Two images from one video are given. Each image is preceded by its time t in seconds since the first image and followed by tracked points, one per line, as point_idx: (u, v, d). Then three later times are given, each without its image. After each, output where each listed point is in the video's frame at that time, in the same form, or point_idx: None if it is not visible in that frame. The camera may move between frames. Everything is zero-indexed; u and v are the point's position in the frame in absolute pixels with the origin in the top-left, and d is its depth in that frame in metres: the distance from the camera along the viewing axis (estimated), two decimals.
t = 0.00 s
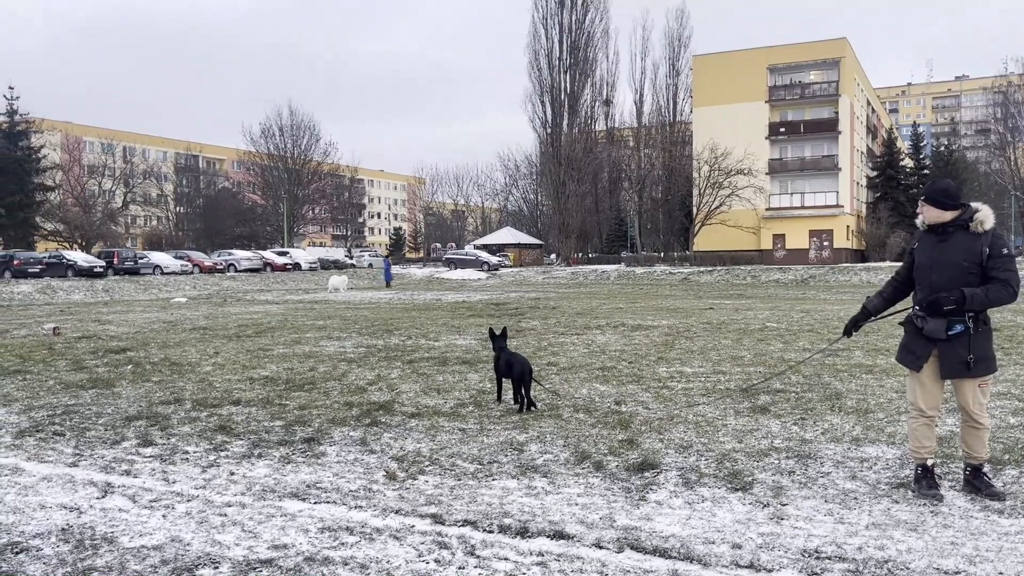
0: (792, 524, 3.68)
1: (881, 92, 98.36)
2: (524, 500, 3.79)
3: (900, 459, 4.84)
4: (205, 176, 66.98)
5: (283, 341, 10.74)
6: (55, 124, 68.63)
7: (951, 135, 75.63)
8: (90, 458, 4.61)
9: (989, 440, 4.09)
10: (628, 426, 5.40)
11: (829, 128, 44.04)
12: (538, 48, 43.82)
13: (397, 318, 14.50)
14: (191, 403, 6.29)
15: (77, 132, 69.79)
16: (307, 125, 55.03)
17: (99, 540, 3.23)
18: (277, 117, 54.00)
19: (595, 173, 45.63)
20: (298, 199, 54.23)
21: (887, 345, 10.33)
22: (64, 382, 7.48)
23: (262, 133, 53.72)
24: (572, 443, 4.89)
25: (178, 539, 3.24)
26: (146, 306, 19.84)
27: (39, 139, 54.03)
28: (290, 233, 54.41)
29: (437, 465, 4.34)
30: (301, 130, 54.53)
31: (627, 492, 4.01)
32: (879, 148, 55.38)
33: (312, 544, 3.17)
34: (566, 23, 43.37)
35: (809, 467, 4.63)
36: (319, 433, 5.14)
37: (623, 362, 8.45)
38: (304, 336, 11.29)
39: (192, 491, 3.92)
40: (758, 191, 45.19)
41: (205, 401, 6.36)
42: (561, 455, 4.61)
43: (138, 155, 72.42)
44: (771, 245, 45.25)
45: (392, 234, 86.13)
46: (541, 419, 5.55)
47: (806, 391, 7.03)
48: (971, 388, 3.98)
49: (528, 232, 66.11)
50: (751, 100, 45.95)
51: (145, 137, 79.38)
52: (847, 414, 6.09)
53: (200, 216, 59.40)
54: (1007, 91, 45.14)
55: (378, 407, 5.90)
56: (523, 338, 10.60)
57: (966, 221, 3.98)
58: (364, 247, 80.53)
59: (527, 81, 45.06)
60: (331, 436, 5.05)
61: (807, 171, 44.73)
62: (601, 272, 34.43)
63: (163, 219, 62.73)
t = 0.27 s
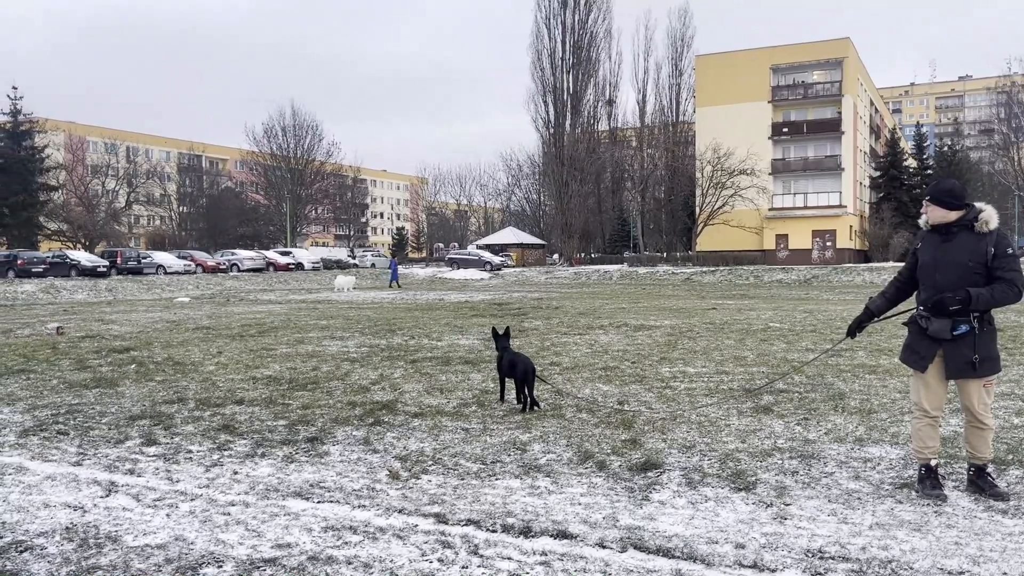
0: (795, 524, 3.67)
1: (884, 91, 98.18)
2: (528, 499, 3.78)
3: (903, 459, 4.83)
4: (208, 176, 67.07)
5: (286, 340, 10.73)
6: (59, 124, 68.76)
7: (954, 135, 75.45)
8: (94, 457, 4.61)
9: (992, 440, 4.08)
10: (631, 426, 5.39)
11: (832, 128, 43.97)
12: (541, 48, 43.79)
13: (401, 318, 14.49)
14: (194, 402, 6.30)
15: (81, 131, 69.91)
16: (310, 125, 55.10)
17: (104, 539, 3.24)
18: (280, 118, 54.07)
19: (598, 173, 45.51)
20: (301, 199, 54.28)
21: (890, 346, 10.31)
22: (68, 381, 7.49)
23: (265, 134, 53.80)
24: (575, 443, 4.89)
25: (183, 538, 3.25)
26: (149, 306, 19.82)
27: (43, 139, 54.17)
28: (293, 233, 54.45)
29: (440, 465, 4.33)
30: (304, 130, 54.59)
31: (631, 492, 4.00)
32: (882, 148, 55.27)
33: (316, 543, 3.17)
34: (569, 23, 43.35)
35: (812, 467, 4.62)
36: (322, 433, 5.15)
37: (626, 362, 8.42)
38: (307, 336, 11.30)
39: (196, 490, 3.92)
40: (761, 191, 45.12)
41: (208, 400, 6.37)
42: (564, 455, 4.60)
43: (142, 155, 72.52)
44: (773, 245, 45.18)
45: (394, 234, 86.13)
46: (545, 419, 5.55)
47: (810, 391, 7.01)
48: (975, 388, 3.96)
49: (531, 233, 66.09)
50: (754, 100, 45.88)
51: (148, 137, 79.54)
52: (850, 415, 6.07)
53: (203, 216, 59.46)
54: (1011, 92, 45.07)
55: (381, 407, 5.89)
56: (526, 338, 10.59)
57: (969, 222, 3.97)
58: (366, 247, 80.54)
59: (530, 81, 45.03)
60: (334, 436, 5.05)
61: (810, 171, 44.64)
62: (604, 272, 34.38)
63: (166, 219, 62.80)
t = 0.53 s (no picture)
0: (797, 525, 3.67)
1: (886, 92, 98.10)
2: (529, 500, 3.78)
3: (904, 459, 4.83)
4: (210, 176, 67.11)
5: (288, 340, 10.73)
6: (61, 124, 68.83)
7: (956, 135, 75.30)
8: (96, 457, 4.62)
9: (996, 441, 4.07)
10: (633, 426, 5.39)
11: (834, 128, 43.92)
12: (542, 48, 43.81)
13: (402, 318, 14.48)
14: (196, 402, 6.30)
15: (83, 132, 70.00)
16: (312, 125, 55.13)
17: (107, 538, 3.24)
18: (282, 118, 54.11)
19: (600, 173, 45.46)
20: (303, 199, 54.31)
21: (892, 347, 10.29)
22: (70, 381, 7.49)
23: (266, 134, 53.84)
24: (577, 443, 4.88)
25: (185, 537, 3.25)
26: (152, 306, 19.86)
27: (46, 139, 54.28)
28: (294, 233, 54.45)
29: (442, 465, 4.33)
30: (305, 130, 54.64)
31: (632, 492, 4.00)
32: (884, 149, 55.21)
33: (318, 543, 3.18)
34: (570, 23, 43.37)
35: (814, 468, 4.61)
36: (325, 432, 5.15)
37: (627, 362, 8.42)
38: (309, 336, 11.32)
39: (198, 490, 3.92)
40: (763, 191, 45.07)
41: (210, 400, 6.38)
42: (566, 455, 4.60)
43: (143, 155, 72.59)
44: (775, 245, 45.12)
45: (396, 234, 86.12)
46: (546, 419, 5.54)
47: (811, 391, 7.00)
48: (979, 389, 3.96)
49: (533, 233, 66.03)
50: (756, 100, 45.84)
51: (151, 137, 79.67)
52: (852, 415, 6.07)
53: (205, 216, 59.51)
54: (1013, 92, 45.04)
55: (383, 407, 5.90)
56: (528, 338, 10.59)
57: (974, 222, 3.96)
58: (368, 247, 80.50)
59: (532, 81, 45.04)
60: (336, 436, 5.05)
61: (812, 172, 44.60)
62: (606, 272, 34.38)
63: (167, 219, 62.85)
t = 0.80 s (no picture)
0: (798, 525, 3.67)
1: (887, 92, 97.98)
2: (529, 499, 3.78)
3: (905, 459, 4.83)
4: (211, 176, 67.13)
5: (289, 340, 10.74)
6: (62, 124, 68.87)
7: (957, 135, 75.19)
8: (97, 457, 4.62)
9: (997, 441, 4.07)
10: (633, 427, 5.39)
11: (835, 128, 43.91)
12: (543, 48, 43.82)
13: (402, 318, 14.46)
14: (197, 402, 6.30)
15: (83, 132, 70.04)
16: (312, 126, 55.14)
17: (108, 538, 3.25)
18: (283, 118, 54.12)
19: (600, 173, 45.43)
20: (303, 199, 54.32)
21: (893, 347, 10.29)
22: (71, 381, 7.49)
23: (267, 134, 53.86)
24: (578, 443, 4.88)
25: (186, 537, 3.25)
26: (152, 306, 19.88)
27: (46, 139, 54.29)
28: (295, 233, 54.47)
29: (442, 465, 4.33)
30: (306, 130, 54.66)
31: (633, 493, 4.00)
32: (885, 149, 55.17)
33: (319, 542, 3.18)
34: (571, 23, 43.38)
35: (814, 468, 4.61)
36: (325, 432, 5.16)
37: (628, 362, 8.42)
38: (309, 336, 11.34)
39: (198, 489, 3.92)
40: (763, 192, 45.06)
41: (211, 400, 6.37)
42: (567, 455, 4.60)
43: (144, 155, 72.61)
44: (776, 245, 45.09)
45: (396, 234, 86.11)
46: (546, 419, 5.53)
47: (812, 392, 7.00)
48: (980, 388, 3.96)
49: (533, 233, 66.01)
50: (757, 101, 45.84)
51: (151, 137, 79.72)
52: (853, 416, 6.07)
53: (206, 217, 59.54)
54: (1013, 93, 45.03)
55: (383, 407, 5.90)
56: (528, 338, 10.59)
57: (975, 222, 3.96)
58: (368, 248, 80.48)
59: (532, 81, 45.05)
60: (336, 436, 5.05)
61: (813, 172, 44.58)
62: (606, 273, 34.39)
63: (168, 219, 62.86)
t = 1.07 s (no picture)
0: (796, 525, 3.68)
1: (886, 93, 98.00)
2: (528, 500, 3.78)
3: (904, 460, 4.83)
4: (209, 176, 67.12)
5: (287, 341, 10.74)
6: (60, 125, 68.85)
7: (955, 136, 75.23)
8: (95, 457, 4.62)
9: (994, 442, 4.08)
10: (631, 427, 5.40)
11: (833, 129, 43.97)
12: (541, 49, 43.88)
13: (401, 318, 14.49)
14: (195, 402, 6.29)
15: (82, 132, 70.01)
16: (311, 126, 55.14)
17: (106, 539, 3.24)
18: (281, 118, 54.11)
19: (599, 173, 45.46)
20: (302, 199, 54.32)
21: (891, 347, 10.31)
22: (69, 381, 7.49)
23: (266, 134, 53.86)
24: (576, 443, 4.89)
25: (184, 538, 3.25)
26: (151, 306, 19.91)
27: (45, 139, 54.26)
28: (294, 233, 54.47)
29: (440, 466, 4.33)
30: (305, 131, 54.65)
31: (631, 493, 4.00)
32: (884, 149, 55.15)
33: (317, 543, 3.18)
34: (570, 24, 43.43)
35: (813, 469, 4.62)
36: (324, 433, 5.15)
37: (626, 363, 8.43)
38: (307, 336, 11.36)
39: (197, 490, 3.92)
40: (762, 192, 45.11)
41: (209, 400, 6.37)
42: (565, 455, 4.60)
43: (142, 155, 72.60)
44: (774, 246, 45.13)
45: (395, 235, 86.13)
46: (545, 420, 5.54)
47: (810, 392, 7.02)
48: (978, 389, 3.96)
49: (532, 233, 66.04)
50: (756, 101, 45.89)
51: (150, 137, 79.70)
52: (851, 416, 6.07)
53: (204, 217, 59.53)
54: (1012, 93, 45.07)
55: (382, 407, 5.91)
56: (527, 339, 10.61)
57: (973, 223, 3.98)
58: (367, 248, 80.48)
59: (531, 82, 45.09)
60: (335, 437, 5.06)
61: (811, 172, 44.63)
62: (605, 273, 34.39)
63: (167, 220, 62.85)
